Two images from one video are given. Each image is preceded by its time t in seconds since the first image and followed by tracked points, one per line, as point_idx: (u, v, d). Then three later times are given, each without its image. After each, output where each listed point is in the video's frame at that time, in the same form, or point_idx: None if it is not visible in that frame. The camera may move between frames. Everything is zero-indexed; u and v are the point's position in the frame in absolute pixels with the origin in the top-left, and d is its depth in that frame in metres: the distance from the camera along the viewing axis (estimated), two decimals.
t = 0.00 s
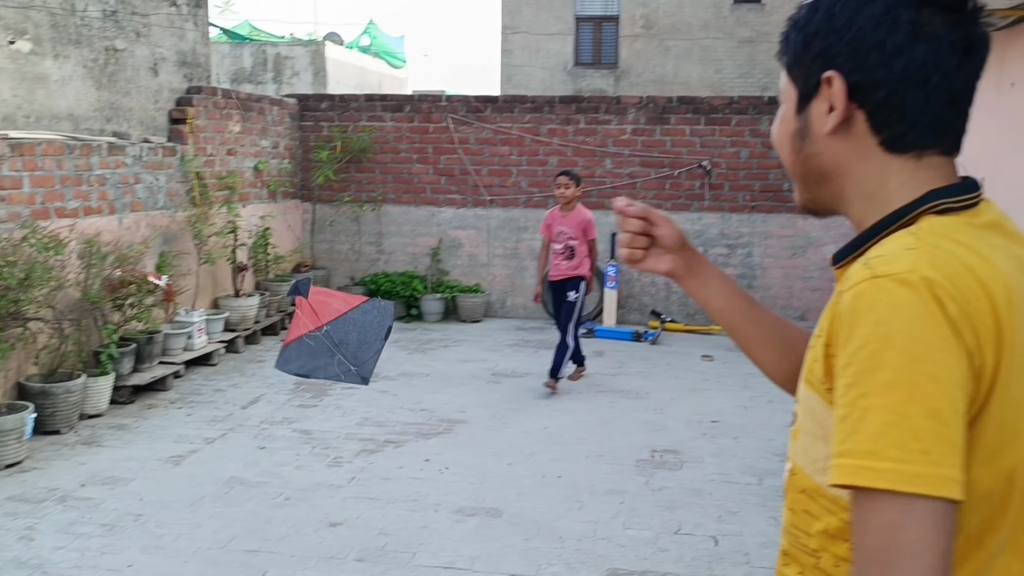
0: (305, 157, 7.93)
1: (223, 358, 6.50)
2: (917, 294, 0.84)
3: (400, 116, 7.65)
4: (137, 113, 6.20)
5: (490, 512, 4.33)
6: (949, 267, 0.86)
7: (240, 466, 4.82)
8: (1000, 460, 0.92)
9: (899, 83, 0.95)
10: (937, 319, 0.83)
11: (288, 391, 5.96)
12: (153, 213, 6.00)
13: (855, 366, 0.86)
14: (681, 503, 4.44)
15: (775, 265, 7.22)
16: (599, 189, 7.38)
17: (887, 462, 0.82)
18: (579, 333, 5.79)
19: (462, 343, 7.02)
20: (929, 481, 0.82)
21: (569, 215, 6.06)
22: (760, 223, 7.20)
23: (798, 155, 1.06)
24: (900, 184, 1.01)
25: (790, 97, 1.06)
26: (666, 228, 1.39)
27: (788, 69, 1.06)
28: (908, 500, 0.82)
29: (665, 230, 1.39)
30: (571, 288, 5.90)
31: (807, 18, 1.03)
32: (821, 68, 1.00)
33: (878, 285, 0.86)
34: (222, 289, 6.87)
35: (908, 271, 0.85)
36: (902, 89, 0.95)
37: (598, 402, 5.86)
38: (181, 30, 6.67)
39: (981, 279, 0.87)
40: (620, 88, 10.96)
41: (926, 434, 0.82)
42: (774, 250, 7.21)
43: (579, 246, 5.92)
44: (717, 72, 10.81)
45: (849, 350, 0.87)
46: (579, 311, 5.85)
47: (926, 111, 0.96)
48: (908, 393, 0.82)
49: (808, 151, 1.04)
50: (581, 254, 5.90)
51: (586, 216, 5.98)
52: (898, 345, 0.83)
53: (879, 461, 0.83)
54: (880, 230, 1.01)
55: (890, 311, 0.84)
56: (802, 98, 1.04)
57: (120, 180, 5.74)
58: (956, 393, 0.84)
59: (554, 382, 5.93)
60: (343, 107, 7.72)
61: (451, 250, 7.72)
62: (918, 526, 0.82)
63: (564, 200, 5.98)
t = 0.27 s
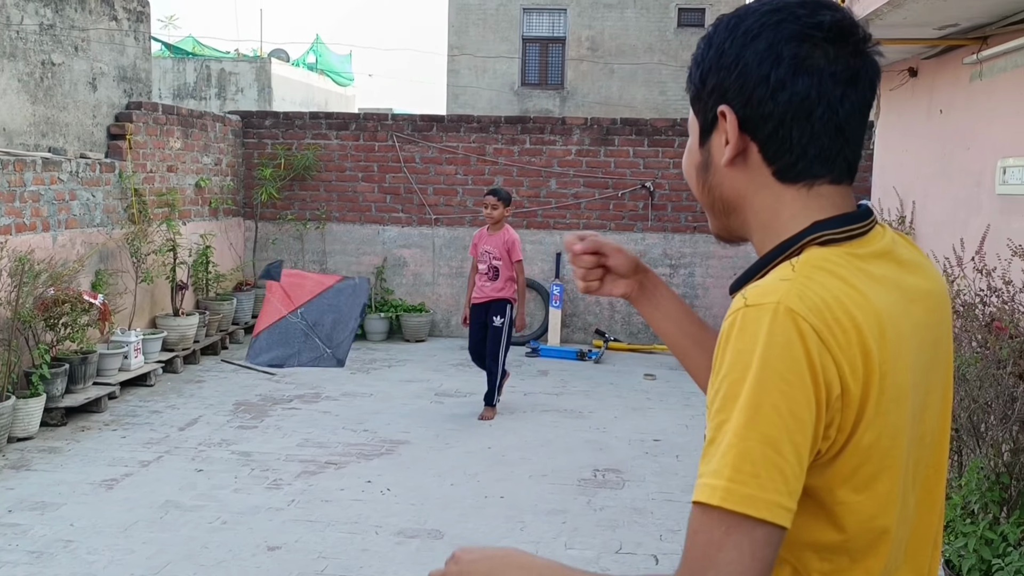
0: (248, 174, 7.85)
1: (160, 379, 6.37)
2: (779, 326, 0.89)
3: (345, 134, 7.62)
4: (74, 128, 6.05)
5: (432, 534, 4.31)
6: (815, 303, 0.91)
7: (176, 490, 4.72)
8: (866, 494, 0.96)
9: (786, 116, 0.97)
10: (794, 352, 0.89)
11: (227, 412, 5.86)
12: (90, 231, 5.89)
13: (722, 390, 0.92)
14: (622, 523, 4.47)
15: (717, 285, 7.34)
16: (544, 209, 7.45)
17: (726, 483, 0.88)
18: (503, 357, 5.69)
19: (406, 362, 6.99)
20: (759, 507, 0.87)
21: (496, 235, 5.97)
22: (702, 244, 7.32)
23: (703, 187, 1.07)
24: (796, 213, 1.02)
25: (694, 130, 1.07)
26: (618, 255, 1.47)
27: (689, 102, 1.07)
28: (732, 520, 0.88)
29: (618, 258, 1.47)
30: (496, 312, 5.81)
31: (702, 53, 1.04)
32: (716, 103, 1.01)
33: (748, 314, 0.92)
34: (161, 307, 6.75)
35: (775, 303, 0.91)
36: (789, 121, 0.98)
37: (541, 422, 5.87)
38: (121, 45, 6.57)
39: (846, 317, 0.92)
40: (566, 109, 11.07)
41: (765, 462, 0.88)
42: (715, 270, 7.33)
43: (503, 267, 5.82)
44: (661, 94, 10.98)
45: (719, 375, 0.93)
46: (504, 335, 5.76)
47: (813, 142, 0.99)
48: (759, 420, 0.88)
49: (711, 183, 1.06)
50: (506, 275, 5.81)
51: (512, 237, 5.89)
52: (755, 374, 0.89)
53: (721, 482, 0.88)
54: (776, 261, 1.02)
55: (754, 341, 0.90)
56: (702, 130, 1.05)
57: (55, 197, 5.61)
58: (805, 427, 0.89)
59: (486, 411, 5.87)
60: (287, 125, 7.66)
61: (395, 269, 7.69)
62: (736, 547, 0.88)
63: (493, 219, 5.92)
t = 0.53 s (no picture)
0: (232, 183, 7.82)
1: (143, 389, 6.33)
2: (770, 308, 0.97)
3: (330, 143, 7.62)
4: (56, 137, 6.02)
5: (417, 544, 4.29)
6: (804, 290, 0.98)
7: (159, 501, 4.68)
8: (849, 471, 1.01)
9: (776, 130, 1.03)
10: (783, 330, 0.96)
11: (210, 422, 5.83)
12: (72, 240, 5.84)
13: (714, 364, 0.98)
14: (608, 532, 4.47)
15: (702, 293, 7.36)
16: (530, 218, 7.46)
17: (710, 446, 0.94)
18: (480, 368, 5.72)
19: (391, 371, 6.97)
20: (738, 467, 0.93)
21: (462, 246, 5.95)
22: (686, 252, 7.36)
23: (698, 195, 1.13)
24: (785, 219, 1.08)
25: (689, 143, 1.13)
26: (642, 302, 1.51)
27: (684, 117, 1.12)
28: (711, 478, 0.93)
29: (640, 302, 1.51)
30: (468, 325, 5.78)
31: (697, 73, 1.09)
32: (710, 118, 1.07)
33: (743, 298, 0.99)
34: (144, 317, 6.70)
35: (767, 289, 0.98)
36: (779, 135, 1.03)
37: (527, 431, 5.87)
38: (104, 53, 6.54)
39: (832, 306, 0.99)
40: (551, 118, 11.11)
41: (749, 427, 0.94)
42: (700, 278, 7.35)
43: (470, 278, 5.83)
44: (646, 103, 11.04)
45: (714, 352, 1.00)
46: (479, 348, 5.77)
47: (801, 154, 1.05)
48: (747, 390, 0.94)
49: (706, 192, 1.11)
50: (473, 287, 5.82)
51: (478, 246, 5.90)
52: (745, 348, 0.96)
53: (705, 443, 0.94)
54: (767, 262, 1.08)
55: (744, 322, 0.97)
56: (696, 144, 1.10)
57: (37, 206, 5.57)
58: (789, 400, 0.95)
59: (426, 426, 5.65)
60: (272, 133, 7.65)
61: (380, 278, 7.67)
62: (711, 503, 0.93)
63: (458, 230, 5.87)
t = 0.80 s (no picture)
0: (241, 184, 7.83)
1: (153, 390, 6.35)
2: (800, 282, 1.04)
3: (338, 144, 7.64)
4: (67, 139, 6.04)
5: (427, 545, 4.29)
6: (831, 267, 1.05)
7: (169, 501, 4.70)
8: (876, 438, 1.07)
9: (796, 133, 1.09)
10: (810, 302, 1.03)
11: (220, 423, 5.84)
12: (81, 241, 5.86)
13: (747, 334, 1.06)
14: (617, 533, 4.46)
15: (711, 294, 7.34)
16: (538, 218, 7.46)
17: (737, 405, 1.01)
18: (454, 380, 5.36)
19: (401, 372, 6.98)
20: (765, 427, 1.00)
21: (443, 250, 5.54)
22: (695, 252, 7.35)
23: (722, 197, 1.19)
24: (807, 214, 1.14)
25: (711, 149, 1.19)
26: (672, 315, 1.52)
27: (707, 125, 1.19)
28: (737, 437, 1.01)
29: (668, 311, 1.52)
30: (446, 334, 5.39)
31: (718, 84, 1.15)
32: (734, 124, 1.13)
33: (775, 274, 1.07)
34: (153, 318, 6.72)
35: (797, 266, 1.06)
36: (799, 137, 1.10)
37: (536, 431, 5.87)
38: (114, 56, 6.57)
39: (858, 282, 1.06)
40: (560, 118, 11.09)
41: (775, 390, 1.01)
42: (709, 279, 7.34)
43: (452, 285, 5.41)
44: (654, 103, 11.02)
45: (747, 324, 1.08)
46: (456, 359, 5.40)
47: (820, 154, 1.11)
48: (776, 355, 1.02)
49: (729, 193, 1.17)
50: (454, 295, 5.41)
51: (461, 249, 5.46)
52: (775, 318, 1.03)
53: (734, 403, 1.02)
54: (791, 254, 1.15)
55: (776, 294, 1.05)
56: (720, 149, 1.17)
57: (47, 208, 5.59)
58: (816, 367, 1.02)
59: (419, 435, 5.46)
60: (281, 135, 7.67)
61: (389, 279, 7.68)
62: (737, 460, 1.01)
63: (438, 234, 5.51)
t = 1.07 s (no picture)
0: (264, 181, 7.89)
1: (179, 386, 6.40)
2: (843, 277, 1.01)
3: (361, 141, 7.66)
4: (94, 136, 6.10)
5: (451, 539, 4.30)
6: (875, 262, 1.02)
7: (196, 495, 4.74)
8: (918, 441, 1.04)
9: (850, 117, 1.06)
10: (853, 298, 1.00)
11: (245, 418, 5.88)
12: (108, 238, 5.92)
13: (787, 332, 1.03)
14: (642, 528, 4.44)
15: (733, 288, 7.31)
16: (560, 213, 7.46)
17: (779, 404, 0.99)
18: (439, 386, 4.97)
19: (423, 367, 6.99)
20: (808, 428, 0.98)
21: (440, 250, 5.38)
22: (718, 247, 7.31)
23: (768, 184, 1.16)
24: (856, 203, 1.11)
25: (758, 135, 1.16)
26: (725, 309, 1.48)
27: (754, 111, 1.16)
28: (782, 439, 0.98)
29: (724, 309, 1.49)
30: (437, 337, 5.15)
31: (768, 69, 1.12)
32: (783, 109, 1.10)
33: (816, 268, 1.04)
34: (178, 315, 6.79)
35: (839, 260, 1.03)
36: (852, 122, 1.07)
37: (559, 426, 5.86)
38: (139, 54, 6.63)
39: (903, 278, 1.02)
40: (581, 113, 11.08)
41: (819, 390, 0.98)
42: (732, 273, 7.30)
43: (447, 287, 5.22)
44: (676, 98, 10.97)
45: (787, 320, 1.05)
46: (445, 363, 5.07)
47: (873, 140, 1.08)
48: (819, 355, 0.99)
49: (777, 180, 1.14)
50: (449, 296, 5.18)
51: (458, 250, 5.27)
52: (817, 315, 1.00)
53: (776, 405, 0.99)
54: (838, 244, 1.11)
55: (819, 290, 1.02)
56: (767, 135, 1.13)
57: (74, 205, 5.66)
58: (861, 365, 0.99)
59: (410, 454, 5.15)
60: (303, 131, 7.71)
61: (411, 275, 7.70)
62: (783, 463, 0.98)
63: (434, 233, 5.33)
